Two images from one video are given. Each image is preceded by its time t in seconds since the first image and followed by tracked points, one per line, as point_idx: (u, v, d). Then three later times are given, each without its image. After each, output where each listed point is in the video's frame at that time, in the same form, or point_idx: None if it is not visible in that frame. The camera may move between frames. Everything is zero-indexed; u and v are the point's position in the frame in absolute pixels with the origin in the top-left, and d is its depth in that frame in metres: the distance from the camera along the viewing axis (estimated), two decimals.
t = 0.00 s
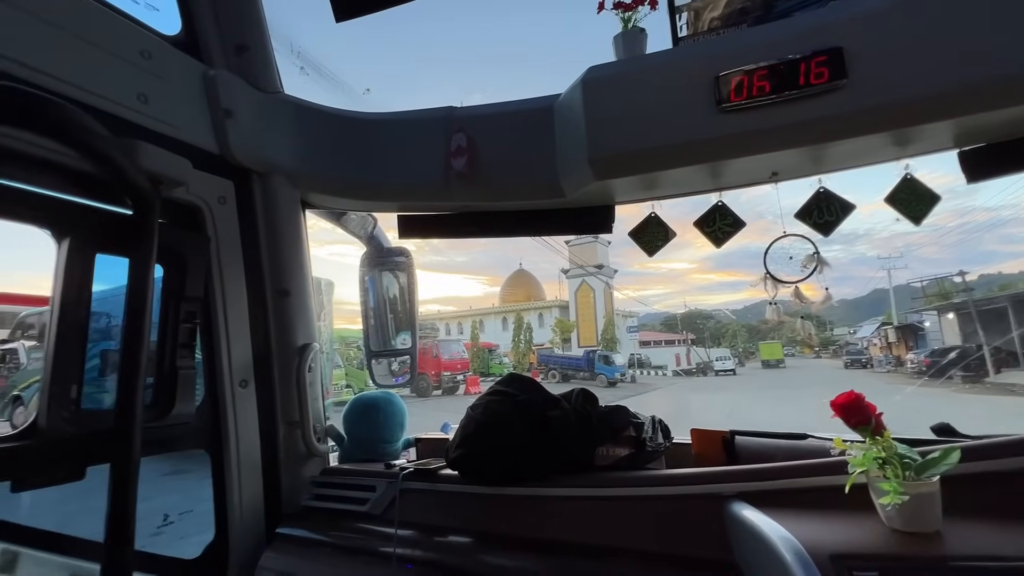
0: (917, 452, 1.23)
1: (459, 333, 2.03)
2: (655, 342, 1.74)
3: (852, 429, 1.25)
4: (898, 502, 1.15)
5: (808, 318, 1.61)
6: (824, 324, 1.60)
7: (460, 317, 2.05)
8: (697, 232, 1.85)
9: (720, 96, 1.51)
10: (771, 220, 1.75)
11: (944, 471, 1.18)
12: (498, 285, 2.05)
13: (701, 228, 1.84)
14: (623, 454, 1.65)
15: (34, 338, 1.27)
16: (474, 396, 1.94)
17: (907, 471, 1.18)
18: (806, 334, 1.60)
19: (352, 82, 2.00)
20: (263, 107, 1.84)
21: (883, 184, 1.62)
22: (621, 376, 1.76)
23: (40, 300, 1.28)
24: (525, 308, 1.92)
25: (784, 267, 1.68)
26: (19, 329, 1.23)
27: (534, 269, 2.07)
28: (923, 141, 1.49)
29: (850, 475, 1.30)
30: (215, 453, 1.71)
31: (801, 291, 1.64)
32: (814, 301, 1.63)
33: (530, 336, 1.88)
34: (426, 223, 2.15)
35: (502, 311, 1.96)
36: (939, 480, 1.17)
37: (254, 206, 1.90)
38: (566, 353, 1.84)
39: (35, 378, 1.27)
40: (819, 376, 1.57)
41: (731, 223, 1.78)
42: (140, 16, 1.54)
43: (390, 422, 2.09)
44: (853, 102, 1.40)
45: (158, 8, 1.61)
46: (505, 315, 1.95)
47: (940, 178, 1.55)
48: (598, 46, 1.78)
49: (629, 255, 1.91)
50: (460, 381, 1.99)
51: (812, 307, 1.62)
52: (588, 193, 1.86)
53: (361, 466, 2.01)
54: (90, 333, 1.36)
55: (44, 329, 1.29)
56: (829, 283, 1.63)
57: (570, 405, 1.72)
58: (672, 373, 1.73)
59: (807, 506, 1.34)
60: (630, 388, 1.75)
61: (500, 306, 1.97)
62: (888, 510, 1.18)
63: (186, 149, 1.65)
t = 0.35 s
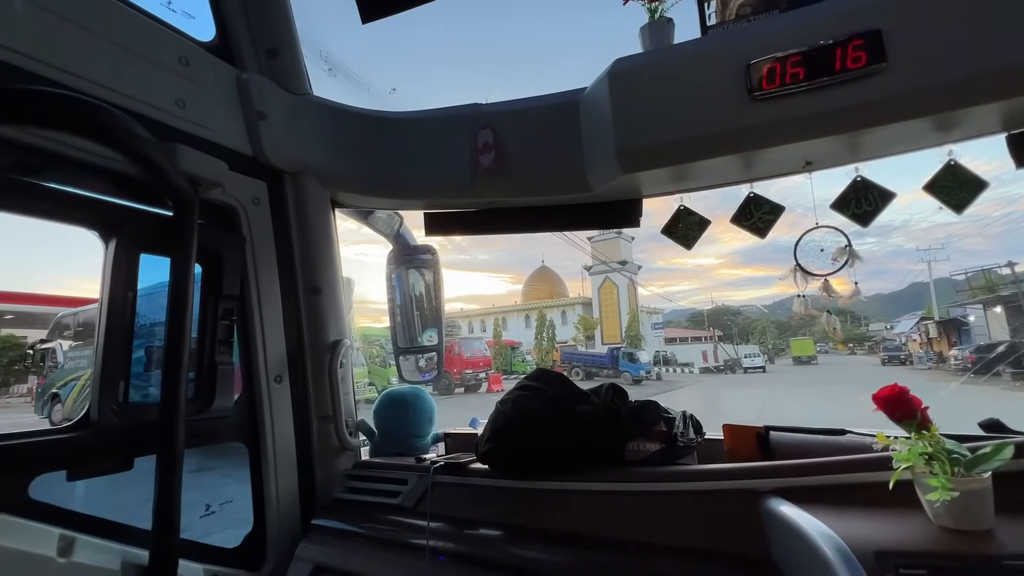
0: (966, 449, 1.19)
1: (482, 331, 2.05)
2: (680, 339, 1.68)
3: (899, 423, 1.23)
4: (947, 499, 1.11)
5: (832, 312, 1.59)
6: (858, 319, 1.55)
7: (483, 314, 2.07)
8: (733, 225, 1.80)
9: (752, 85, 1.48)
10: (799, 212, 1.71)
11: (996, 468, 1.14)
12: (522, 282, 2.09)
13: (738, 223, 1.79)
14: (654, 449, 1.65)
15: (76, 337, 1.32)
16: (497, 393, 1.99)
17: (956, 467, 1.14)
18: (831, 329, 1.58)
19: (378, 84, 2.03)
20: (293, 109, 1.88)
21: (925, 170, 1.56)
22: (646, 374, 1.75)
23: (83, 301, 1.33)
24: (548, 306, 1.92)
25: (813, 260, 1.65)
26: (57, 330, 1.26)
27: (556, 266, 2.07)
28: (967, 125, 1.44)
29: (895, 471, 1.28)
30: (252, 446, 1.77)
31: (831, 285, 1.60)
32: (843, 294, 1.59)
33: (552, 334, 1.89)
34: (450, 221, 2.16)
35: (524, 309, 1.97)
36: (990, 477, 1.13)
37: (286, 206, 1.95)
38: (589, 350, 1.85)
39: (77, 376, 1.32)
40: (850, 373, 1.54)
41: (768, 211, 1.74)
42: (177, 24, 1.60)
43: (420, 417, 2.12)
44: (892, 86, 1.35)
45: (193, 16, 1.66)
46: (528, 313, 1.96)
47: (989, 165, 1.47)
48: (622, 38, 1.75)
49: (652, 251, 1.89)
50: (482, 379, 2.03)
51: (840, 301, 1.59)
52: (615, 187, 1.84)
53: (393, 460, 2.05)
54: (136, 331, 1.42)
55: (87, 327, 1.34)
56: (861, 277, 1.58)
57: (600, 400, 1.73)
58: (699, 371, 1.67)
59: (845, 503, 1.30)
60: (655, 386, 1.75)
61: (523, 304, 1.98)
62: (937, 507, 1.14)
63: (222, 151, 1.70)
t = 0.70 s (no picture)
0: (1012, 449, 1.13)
1: (503, 330, 2.07)
2: (706, 336, 1.70)
3: (937, 423, 1.19)
4: (990, 501, 1.06)
5: (873, 308, 1.55)
6: (894, 315, 1.52)
7: (505, 313, 2.08)
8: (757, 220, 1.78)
9: (779, 77, 1.46)
10: (830, 206, 1.68)
11: None
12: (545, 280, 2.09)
13: (764, 219, 1.76)
14: (680, 448, 1.64)
15: (109, 336, 1.34)
16: (518, 391, 1.99)
17: (999, 469, 1.08)
18: (875, 325, 1.54)
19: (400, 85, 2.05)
20: (319, 113, 1.92)
21: (963, 159, 1.52)
22: (671, 372, 1.77)
23: (113, 301, 1.36)
24: (569, 304, 1.92)
25: (847, 255, 1.60)
26: (90, 330, 1.29)
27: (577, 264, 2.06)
28: (1008, 113, 1.39)
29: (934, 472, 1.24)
30: (283, 442, 1.81)
31: (867, 280, 1.56)
32: (881, 290, 1.55)
33: (574, 331, 1.90)
34: (472, 221, 2.18)
35: (546, 307, 1.97)
36: None
37: (313, 208, 1.99)
38: (613, 348, 1.85)
39: (110, 373, 1.35)
40: (886, 370, 1.49)
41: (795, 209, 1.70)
42: (208, 34, 1.65)
43: (445, 415, 2.15)
44: (925, 74, 1.32)
45: (223, 24, 1.72)
46: (549, 311, 1.96)
47: None
48: (644, 33, 1.74)
49: (676, 247, 1.86)
50: (503, 377, 2.04)
51: (880, 297, 1.55)
52: (638, 184, 1.83)
53: (418, 457, 2.07)
54: (173, 332, 1.46)
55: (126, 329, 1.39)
56: (898, 271, 1.53)
57: (625, 398, 1.71)
58: (725, 369, 1.68)
59: (879, 504, 1.28)
60: (679, 384, 1.76)
61: (545, 302, 1.98)
62: (979, 510, 1.10)
63: (252, 155, 1.74)
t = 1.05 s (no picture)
0: None
1: (520, 329, 2.11)
2: (727, 335, 1.69)
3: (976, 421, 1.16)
4: None
5: (897, 305, 1.51)
6: (924, 313, 1.48)
7: (523, 311, 2.11)
8: (778, 214, 1.75)
9: (805, 68, 1.43)
10: (857, 200, 1.62)
11: None
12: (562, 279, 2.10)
13: (783, 212, 1.74)
14: (705, 447, 1.62)
15: (133, 336, 1.35)
16: (535, 390, 2.02)
17: None
18: (898, 321, 1.51)
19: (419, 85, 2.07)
20: (340, 116, 1.94)
21: (999, 149, 1.46)
22: (691, 372, 1.73)
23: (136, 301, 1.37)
24: (588, 303, 1.94)
25: (875, 250, 1.55)
26: (115, 330, 1.31)
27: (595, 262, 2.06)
28: None
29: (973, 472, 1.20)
30: (308, 440, 1.83)
31: (895, 276, 1.52)
32: (911, 286, 1.50)
33: (592, 330, 1.90)
34: (490, 220, 2.19)
35: (564, 306, 1.99)
36: None
37: (334, 209, 2.01)
38: (631, 347, 1.84)
39: (130, 374, 1.35)
40: (914, 368, 1.46)
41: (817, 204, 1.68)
42: (231, 39, 1.68)
43: (465, 414, 2.15)
44: (959, 61, 1.28)
45: (246, 29, 1.75)
46: (567, 310, 1.98)
47: None
48: (664, 28, 1.72)
49: (695, 245, 1.86)
50: (520, 376, 2.08)
51: (907, 293, 1.50)
52: (658, 180, 1.82)
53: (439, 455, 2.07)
54: (201, 332, 1.50)
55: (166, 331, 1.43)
56: (930, 268, 1.48)
57: (648, 397, 1.70)
58: (747, 368, 1.66)
59: (912, 504, 1.24)
60: (700, 384, 1.72)
61: (562, 301, 2.01)
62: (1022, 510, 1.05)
63: (275, 157, 1.77)
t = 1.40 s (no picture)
0: None
1: (534, 328, 2.12)
2: (745, 334, 1.69)
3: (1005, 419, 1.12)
4: None
5: (924, 301, 1.49)
6: (949, 310, 1.46)
7: (537, 312, 2.11)
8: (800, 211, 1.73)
9: (824, 64, 1.42)
10: (877, 196, 1.61)
11: None
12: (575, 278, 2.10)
13: (811, 211, 1.71)
14: (724, 445, 1.61)
15: (149, 338, 1.36)
16: (548, 390, 2.04)
17: None
18: (923, 319, 1.49)
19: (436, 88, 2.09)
20: (359, 119, 1.97)
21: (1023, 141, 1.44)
22: (706, 372, 1.74)
23: (153, 302, 1.37)
24: (602, 301, 1.95)
25: (897, 247, 1.53)
26: (132, 331, 1.32)
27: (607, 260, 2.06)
28: None
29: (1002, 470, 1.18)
30: (330, 438, 1.87)
31: (919, 272, 1.50)
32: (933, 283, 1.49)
33: (606, 330, 1.91)
34: (506, 220, 2.21)
35: (577, 306, 2.00)
36: None
37: (354, 211, 2.04)
38: (646, 347, 1.84)
39: (147, 375, 1.34)
40: (937, 371, 1.45)
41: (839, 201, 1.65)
42: (253, 45, 1.72)
43: (482, 413, 2.16)
44: (985, 53, 1.26)
45: (268, 37, 1.79)
46: (581, 310, 1.99)
47: None
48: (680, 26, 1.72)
49: (712, 243, 1.85)
50: (533, 375, 2.10)
51: (931, 289, 1.49)
52: (675, 178, 1.81)
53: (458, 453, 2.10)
54: (228, 331, 1.54)
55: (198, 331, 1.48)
56: (954, 264, 1.45)
57: (666, 395, 1.71)
58: (766, 368, 1.67)
59: (937, 502, 1.23)
60: (716, 383, 1.73)
61: (575, 300, 2.01)
62: None
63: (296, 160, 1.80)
